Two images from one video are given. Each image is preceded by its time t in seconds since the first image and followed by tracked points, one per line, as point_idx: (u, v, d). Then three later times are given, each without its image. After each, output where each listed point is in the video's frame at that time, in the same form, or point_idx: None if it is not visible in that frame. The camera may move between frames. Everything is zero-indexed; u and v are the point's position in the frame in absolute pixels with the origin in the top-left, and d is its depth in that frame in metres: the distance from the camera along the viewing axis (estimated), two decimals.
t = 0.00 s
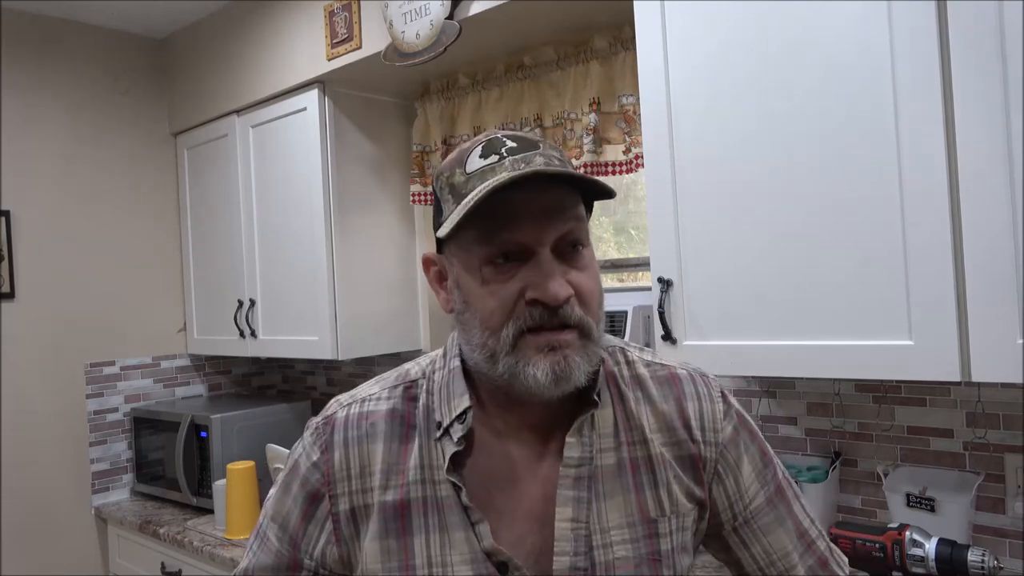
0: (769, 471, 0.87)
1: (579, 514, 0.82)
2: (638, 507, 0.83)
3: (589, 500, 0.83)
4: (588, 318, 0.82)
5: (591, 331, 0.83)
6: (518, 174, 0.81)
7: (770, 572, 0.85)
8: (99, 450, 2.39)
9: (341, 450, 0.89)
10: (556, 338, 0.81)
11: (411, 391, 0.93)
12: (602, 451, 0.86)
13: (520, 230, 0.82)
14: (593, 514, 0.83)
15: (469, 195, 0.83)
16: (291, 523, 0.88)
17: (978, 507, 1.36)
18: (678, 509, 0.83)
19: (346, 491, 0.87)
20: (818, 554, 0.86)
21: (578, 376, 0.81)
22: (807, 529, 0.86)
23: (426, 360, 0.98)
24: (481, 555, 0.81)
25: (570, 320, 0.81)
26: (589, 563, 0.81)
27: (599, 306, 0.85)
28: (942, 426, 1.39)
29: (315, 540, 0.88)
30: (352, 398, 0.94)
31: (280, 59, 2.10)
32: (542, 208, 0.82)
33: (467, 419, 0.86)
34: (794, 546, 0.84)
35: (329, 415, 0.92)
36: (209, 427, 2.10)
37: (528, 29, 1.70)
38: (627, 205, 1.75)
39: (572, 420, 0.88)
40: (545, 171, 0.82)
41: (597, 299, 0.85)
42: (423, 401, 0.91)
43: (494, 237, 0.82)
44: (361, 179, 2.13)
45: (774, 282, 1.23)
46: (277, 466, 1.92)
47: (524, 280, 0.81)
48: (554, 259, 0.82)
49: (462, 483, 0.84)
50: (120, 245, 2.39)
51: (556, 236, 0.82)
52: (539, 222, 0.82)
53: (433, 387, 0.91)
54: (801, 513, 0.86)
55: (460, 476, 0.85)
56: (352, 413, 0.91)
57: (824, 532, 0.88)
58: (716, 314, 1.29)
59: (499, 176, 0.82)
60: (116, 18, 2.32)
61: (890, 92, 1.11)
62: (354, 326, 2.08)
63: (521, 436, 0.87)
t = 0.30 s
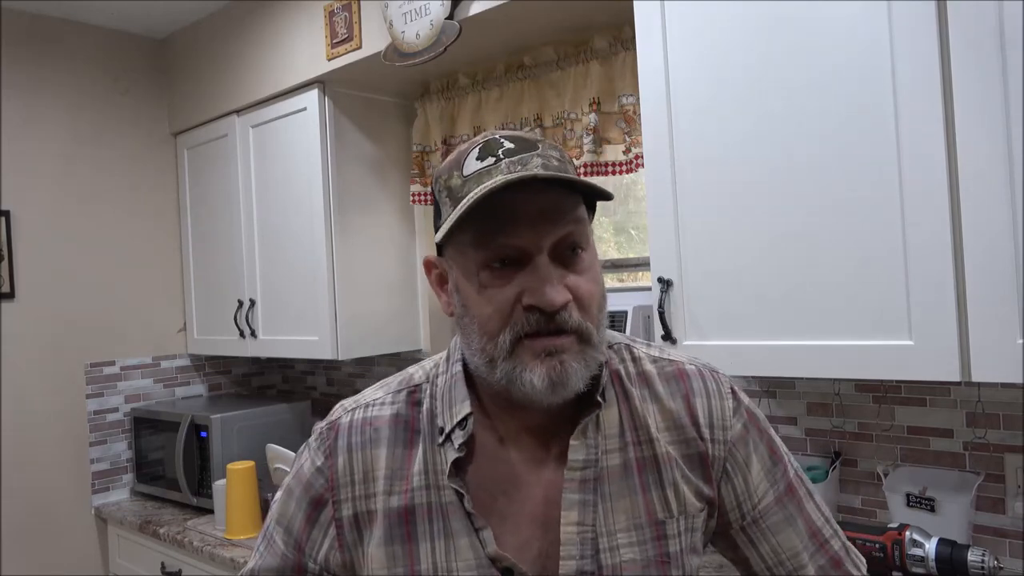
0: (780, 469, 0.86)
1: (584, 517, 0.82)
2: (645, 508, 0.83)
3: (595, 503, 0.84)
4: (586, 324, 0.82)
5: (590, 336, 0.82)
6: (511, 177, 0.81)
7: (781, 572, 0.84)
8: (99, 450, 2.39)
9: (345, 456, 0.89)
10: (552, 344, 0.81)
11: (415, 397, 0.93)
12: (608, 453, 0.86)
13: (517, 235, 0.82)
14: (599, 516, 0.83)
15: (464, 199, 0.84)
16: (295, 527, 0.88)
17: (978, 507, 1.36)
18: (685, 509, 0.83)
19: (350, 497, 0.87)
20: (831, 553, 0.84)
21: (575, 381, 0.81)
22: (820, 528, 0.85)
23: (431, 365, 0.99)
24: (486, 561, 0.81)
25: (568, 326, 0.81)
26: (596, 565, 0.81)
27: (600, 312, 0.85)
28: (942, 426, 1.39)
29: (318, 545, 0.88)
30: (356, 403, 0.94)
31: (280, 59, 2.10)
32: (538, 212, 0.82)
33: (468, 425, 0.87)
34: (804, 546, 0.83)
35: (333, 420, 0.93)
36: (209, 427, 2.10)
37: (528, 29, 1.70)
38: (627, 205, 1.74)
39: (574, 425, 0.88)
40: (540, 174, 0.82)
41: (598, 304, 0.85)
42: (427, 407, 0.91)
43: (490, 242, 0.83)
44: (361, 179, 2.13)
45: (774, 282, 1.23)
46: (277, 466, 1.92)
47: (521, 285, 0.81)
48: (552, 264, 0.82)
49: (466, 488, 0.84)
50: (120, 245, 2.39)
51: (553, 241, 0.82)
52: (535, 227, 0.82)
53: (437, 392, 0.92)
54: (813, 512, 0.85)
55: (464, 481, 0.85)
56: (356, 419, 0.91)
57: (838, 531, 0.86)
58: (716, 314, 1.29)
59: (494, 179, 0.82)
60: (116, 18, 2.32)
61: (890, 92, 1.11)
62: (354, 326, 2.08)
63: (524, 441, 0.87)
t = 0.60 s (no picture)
0: (780, 469, 0.86)
1: (582, 518, 0.83)
2: (645, 509, 0.83)
3: (594, 503, 0.84)
4: (562, 326, 0.82)
5: (567, 338, 0.82)
6: (487, 179, 0.81)
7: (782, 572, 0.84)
8: (99, 450, 2.39)
9: (342, 458, 0.89)
10: (524, 346, 0.81)
11: (412, 398, 0.93)
12: (606, 454, 0.86)
13: (492, 237, 0.83)
14: (599, 517, 0.83)
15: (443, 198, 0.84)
16: (294, 530, 0.88)
17: (978, 507, 1.36)
18: (686, 510, 0.83)
19: (347, 499, 0.87)
20: (831, 554, 0.85)
21: (547, 384, 0.81)
22: (820, 529, 0.85)
23: (429, 366, 0.99)
24: (482, 563, 0.81)
25: (541, 327, 0.82)
26: (595, 566, 0.81)
27: (582, 314, 0.85)
28: (942, 426, 1.39)
29: (317, 548, 0.88)
30: (354, 405, 0.94)
31: (280, 59, 2.10)
32: (514, 216, 0.82)
33: (460, 426, 0.87)
34: (805, 546, 0.84)
35: (331, 423, 0.93)
36: (209, 427, 2.10)
37: (528, 29, 1.70)
38: (627, 205, 1.74)
39: (569, 424, 0.89)
40: (519, 178, 0.81)
41: (581, 307, 0.84)
42: (423, 408, 0.91)
43: (465, 243, 0.84)
44: (362, 179, 2.13)
45: (774, 283, 1.23)
46: (277, 466, 1.92)
47: (495, 287, 0.82)
48: (527, 266, 0.82)
49: (461, 490, 0.84)
50: (120, 245, 2.39)
51: (529, 244, 0.82)
52: (509, 230, 0.82)
53: (433, 394, 0.92)
54: (814, 513, 0.86)
55: (459, 481, 0.85)
56: (354, 421, 0.91)
57: (838, 530, 0.87)
58: (716, 314, 1.29)
59: (469, 180, 0.82)
60: (115, 18, 2.32)
61: (890, 92, 1.11)
62: (354, 325, 2.08)
63: (516, 440, 0.87)
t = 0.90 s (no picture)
0: (779, 465, 0.87)
1: (582, 506, 0.82)
2: (645, 499, 0.83)
3: (594, 492, 0.84)
4: (565, 304, 0.82)
5: (569, 316, 0.83)
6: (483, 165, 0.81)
7: (782, 568, 0.84)
8: (99, 450, 2.39)
9: (347, 451, 0.89)
10: (526, 326, 0.82)
11: (416, 393, 0.93)
12: (607, 445, 0.86)
13: (493, 224, 0.83)
14: (599, 506, 0.83)
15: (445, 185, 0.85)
16: (297, 523, 0.87)
17: (978, 508, 1.36)
18: (686, 501, 0.83)
19: (351, 491, 0.87)
20: (831, 550, 0.85)
21: (550, 361, 0.82)
22: (820, 526, 0.85)
23: (431, 361, 0.99)
24: (482, 551, 0.81)
25: (543, 308, 0.82)
26: (596, 555, 0.81)
27: (587, 293, 0.84)
28: (942, 426, 1.39)
29: (320, 539, 0.87)
30: (358, 401, 0.94)
31: (280, 59, 2.10)
32: (516, 203, 0.82)
33: (458, 418, 0.87)
34: (805, 542, 0.84)
35: (336, 418, 0.93)
36: (209, 427, 2.10)
37: (528, 29, 1.70)
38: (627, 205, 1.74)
39: (569, 414, 0.89)
40: (519, 168, 0.81)
41: (585, 286, 0.84)
42: (426, 402, 0.91)
43: (467, 231, 0.84)
44: (361, 179, 2.13)
45: (773, 282, 1.23)
46: (277, 466, 1.92)
47: (496, 270, 0.82)
48: (529, 250, 0.83)
49: (461, 478, 0.84)
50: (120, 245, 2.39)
51: (530, 229, 0.82)
52: (510, 217, 0.82)
53: (436, 388, 0.92)
54: (814, 510, 0.86)
55: (458, 469, 0.86)
56: (359, 416, 0.91)
57: (837, 528, 0.87)
58: (716, 313, 1.29)
59: (467, 168, 0.82)
60: (115, 17, 2.32)
61: (890, 92, 1.11)
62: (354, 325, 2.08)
63: (516, 429, 0.88)
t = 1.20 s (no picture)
0: (773, 466, 0.86)
1: (580, 506, 0.82)
2: (642, 499, 0.84)
3: (592, 492, 0.84)
4: (540, 299, 0.83)
5: (546, 310, 0.83)
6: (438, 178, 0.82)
7: (777, 569, 0.84)
8: (99, 450, 2.39)
9: (345, 439, 0.89)
10: (503, 325, 0.82)
11: (414, 393, 0.93)
12: (604, 446, 0.86)
13: (459, 232, 0.84)
14: (597, 506, 0.83)
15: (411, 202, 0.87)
16: (294, 503, 0.86)
17: (978, 507, 1.36)
18: (683, 501, 0.83)
19: (350, 473, 0.87)
20: (825, 550, 0.85)
21: (529, 359, 0.82)
22: (814, 526, 0.85)
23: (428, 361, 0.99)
24: (484, 543, 0.82)
25: (518, 305, 0.82)
26: (594, 554, 0.81)
27: (562, 285, 0.84)
28: (942, 426, 1.39)
29: (315, 522, 0.86)
30: (357, 397, 0.94)
31: (280, 59, 2.10)
32: (478, 207, 0.83)
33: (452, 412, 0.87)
34: (800, 543, 0.84)
35: (334, 413, 0.92)
36: (209, 427, 2.10)
37: (527, 29, 1.70)
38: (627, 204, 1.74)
39: (564, 416, 0.88)
40: (473, 174, 0.81)
41: (560, 277, 0.84)
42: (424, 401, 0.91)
43: (437, 242, 0.86)
44: (362, 179, 2.13)
45: (773, 282, 1.23)
46: (277, 466, 1.91)
47: (467, 277, 0.83)
48: (496, 252, 0.83)
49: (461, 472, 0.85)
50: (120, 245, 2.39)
51: (497, 230, 0.83)
52: (474, 221, 0.83)
53: (434, 385, 0.92)
54: (808, 511, 0.86)
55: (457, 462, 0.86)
56: (357, 411, 0.91)
57: (831, 528, 0.87)
58: (716, 313, 1.29)
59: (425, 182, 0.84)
60: (115, 18, 2.32)
61: (890, 92, 1.11)
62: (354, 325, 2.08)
63: (511, 428, 0.88)
